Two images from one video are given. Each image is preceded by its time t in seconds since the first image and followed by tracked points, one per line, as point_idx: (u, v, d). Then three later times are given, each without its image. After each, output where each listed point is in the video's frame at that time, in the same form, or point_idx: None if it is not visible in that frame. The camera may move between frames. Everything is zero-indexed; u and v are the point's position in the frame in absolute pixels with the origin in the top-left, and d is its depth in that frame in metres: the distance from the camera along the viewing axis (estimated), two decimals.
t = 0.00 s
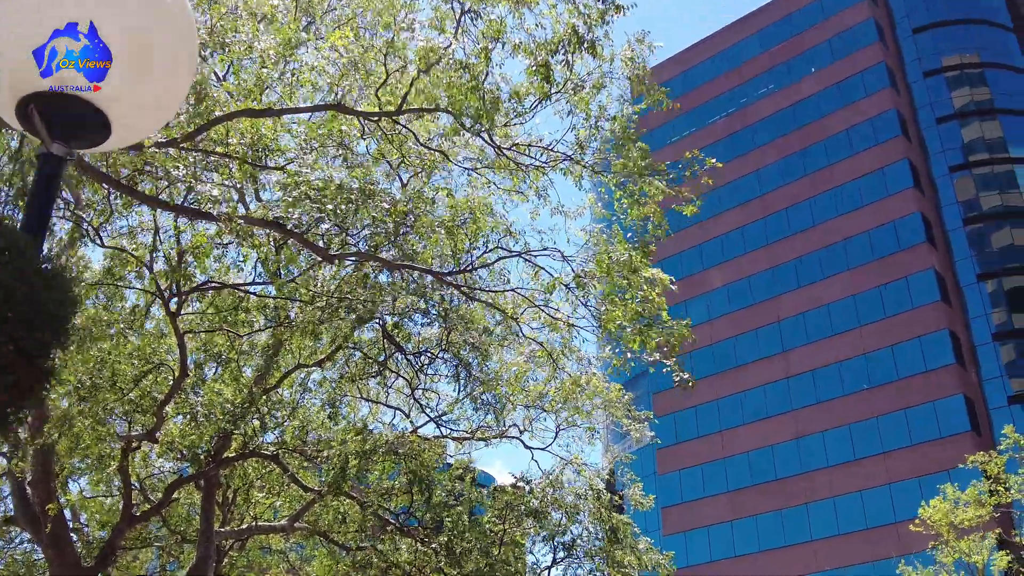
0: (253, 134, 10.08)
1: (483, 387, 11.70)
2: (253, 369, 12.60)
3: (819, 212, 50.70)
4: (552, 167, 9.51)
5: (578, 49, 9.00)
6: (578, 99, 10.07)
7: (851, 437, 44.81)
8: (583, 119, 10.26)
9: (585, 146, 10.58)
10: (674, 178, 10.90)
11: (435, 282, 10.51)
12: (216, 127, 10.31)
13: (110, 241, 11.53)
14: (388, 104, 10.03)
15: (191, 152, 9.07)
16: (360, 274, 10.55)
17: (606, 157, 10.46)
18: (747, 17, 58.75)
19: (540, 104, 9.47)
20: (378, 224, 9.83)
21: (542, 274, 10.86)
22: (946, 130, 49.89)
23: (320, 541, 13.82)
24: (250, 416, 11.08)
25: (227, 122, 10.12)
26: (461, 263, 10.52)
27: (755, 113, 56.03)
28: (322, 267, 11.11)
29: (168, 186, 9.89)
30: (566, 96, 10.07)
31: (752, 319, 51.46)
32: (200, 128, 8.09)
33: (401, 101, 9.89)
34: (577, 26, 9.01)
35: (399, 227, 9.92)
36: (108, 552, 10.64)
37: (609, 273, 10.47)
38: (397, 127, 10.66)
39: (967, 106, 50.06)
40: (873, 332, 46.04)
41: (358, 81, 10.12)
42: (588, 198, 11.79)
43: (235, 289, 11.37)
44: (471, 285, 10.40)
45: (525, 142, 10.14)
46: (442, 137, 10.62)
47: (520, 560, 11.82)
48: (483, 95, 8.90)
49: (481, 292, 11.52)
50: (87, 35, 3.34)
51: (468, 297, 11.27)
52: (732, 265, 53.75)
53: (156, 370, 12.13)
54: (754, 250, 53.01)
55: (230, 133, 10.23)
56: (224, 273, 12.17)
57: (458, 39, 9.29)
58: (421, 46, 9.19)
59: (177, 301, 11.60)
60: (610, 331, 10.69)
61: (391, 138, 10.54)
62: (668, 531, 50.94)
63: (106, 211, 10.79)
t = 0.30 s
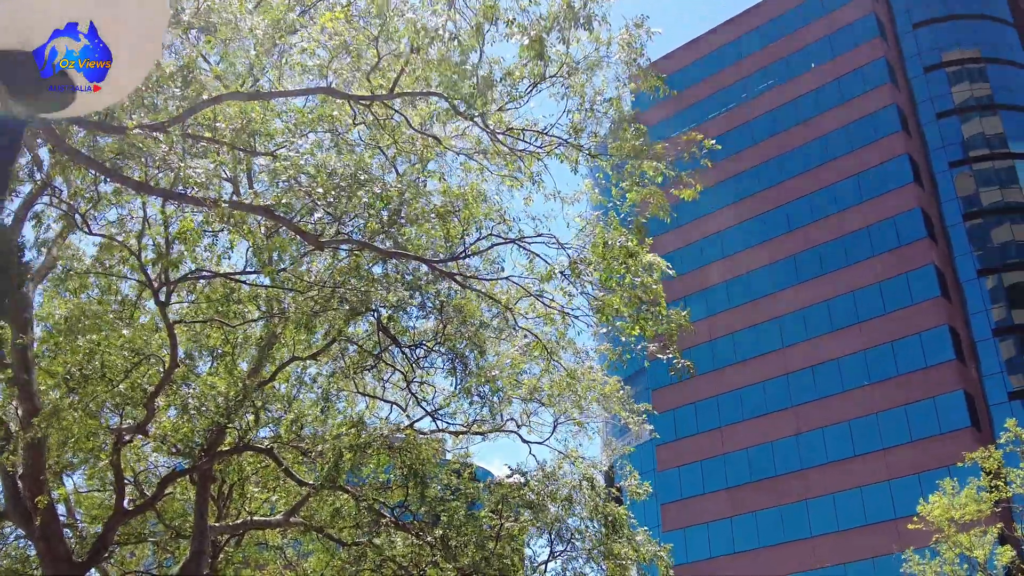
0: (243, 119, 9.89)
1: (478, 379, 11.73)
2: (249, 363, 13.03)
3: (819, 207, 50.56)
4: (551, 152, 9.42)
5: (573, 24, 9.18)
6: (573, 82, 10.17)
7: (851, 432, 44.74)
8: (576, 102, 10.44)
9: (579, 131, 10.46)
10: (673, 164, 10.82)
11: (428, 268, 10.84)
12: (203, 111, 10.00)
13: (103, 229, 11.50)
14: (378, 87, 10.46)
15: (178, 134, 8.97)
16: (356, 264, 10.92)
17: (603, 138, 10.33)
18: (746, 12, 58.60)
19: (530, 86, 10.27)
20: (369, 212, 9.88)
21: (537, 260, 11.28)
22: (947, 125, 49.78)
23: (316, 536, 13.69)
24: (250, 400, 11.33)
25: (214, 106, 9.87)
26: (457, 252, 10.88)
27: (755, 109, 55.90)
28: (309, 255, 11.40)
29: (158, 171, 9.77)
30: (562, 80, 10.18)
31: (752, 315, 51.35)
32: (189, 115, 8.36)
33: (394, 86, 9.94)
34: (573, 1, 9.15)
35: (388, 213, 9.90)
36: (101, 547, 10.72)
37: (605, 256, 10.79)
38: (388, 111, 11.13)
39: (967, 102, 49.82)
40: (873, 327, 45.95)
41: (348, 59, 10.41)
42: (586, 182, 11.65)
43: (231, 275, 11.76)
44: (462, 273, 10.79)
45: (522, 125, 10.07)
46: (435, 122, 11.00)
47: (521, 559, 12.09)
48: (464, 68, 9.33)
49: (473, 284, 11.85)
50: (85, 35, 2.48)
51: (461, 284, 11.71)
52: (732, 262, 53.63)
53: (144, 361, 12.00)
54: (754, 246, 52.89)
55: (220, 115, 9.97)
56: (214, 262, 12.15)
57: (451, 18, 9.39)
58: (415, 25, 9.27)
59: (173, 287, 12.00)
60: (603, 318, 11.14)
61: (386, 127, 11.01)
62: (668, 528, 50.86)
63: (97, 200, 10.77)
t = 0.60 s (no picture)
0: (235, 115, 10.06)
1: (474, 379, 11.89)
2: (246, 364, 13.36)
3: (819, 211, 50.49)
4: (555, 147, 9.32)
5: (570, 14, 9.09)
6: (571, 76, 10.35)
7: (852, 437, 44.62)
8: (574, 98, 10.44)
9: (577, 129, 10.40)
10: (673, 162, 10.80)
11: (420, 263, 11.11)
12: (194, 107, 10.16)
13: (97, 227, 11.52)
14: (372, 83, 10.53)
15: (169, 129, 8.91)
16: (356, 266, 11.28)
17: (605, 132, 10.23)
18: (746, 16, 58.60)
19: (529, 82, 10.12)
20: (365, 210, 10.34)
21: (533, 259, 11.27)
22: (947, 129, 49.73)
23: (315, 540, 13.58)
24: (246, 402, 11.48)
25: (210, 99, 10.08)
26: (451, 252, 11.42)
27: (755, 113, 55.89)
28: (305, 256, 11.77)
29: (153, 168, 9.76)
30: (560, 75, 10.34)
31: (752, 319, 51.26)
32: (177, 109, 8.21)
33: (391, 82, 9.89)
34: None
35: (387, 211, 10.44)
36: (97, 550, 10.81)
37: (603, 259, 10.80)
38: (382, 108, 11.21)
39: (968, 105, 49.72)
40: (874, 331, 45.85)
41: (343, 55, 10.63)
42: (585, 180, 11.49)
43: (224, 275, 11.78)
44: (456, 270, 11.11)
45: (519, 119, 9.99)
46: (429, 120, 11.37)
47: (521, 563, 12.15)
48: (460, 60, 9.53)
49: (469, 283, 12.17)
50: (85, 34, 2.51)
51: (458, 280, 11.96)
52: (732, 266, 53.56)
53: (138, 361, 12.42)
54: (755, 250, 52.83)
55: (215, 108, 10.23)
56: (207, 261, 12.13)
57: (448, 13, 9.51)
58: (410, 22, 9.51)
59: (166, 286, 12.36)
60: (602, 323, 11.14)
61: (384, 126, 11.11)
62: (668, 533, 50.75)
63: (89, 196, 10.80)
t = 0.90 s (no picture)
0: (233, 115, 10.18)
1: (478, 382, 12.34)
2: (247, 368, 13.46)
3: (823, 217, 50.41)
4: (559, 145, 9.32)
5: (571, 7, 9.15)
6: (574, 76, 10.55)
7: (856, 443, 44.44)
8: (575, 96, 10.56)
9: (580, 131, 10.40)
10: (674, 162, 10.93)
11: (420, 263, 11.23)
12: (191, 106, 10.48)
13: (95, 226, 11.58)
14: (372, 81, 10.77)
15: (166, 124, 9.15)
16: (357, 268, 11.46)
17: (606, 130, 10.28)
18: (747, 22, 58.69)
19: (532, 81, 10.37)
20: (366, 211, 10.96)
21: (533, 259, 11.54)
22: (950, 134, 49.65)
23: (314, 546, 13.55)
24: (245, 408, 11.52)
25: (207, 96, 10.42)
26: (450, 253, 11.56)
27: (757, 118, 55.89)
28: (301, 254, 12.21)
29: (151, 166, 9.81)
30: (563, 75, 10.53)
31: (755, 324, 51.14)
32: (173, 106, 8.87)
33: (391, 79, 9.97)
34: None
35: (388, 210, 11.10)
36: (97, 553, 10.87)
37: (605, 262, 10.89)
38: (384, 107, 11.35)
39: (971, 110, 49.68)
40: (878, 337, 45.72)
41: (343, 56, 10.91)
42: (587, 183, 11.49)
43: (224, 277, 11.87)
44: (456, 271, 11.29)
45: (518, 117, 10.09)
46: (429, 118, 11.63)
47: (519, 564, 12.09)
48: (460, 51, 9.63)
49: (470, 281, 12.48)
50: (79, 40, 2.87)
51: (459, 281, 12.07)
52: (735, 271, 53.48)
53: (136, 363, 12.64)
54: (758, 256, 52.75)
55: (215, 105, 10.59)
56: (206, 261, 12.20)
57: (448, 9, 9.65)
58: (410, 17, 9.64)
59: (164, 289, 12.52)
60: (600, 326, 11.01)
61: (385, 127, 11.20)
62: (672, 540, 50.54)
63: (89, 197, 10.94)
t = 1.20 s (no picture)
0: (233, 110, 10.41)
1: (482, 377, 12.46)
2: (246, 369, 13.49)
3: (823, 217, 50.38)
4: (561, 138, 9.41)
5: None
6: (578, 71, 10.78)
7: (857, 444, 44.37)
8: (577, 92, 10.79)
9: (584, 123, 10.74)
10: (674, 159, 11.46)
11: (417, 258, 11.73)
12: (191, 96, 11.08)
13: (82, 216, 11.55)
14: (374, 75, 11.29)
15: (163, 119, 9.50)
16: (357, 263, 11.95)
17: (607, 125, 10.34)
18: (749, 23, 58.73)
19: (535, 78, 10.40)
20: (366, 207, 11.34)
21: (536, 253, 11.63)
22: (951, 135, 49.59)
23: (316, 547, 13.53)
24: (243, 409, 11.67)
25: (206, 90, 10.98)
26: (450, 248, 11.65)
27: (758, 119, 55.89)
28: (300, 249, 12.50)
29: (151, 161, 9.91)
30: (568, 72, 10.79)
31: (756, 325, 51.10)
32: (171, 97, 9.15)
33: (392, 74, 10.06)
34: None
35: (388, 207, 11.56)
36: (97, 551, 10.90)
37: (609, 254, 11.08)
38: (384, 104, 11.93)
39: (973, 111, 49.63)
40: (879, 338, 45.66)
41: (344, 51, 11.42)
42: (590, 180, 11.47)
43: (222, 272, 12.08)
44: (457, 266, 11.58)
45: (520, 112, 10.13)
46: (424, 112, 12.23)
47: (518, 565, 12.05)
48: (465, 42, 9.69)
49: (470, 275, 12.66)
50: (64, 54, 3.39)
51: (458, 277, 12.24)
52: (735, 272, 53.45)
53: (132, 358, 12.87)
54: (759, 256, 52.71)
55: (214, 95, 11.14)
56: (206, 258, 12.41)
57: None
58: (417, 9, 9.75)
59: (161, 286, 12.59)
60: (610, 320, 11.34)
61: (388, 125, 11.43)
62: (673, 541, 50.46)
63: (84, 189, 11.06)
